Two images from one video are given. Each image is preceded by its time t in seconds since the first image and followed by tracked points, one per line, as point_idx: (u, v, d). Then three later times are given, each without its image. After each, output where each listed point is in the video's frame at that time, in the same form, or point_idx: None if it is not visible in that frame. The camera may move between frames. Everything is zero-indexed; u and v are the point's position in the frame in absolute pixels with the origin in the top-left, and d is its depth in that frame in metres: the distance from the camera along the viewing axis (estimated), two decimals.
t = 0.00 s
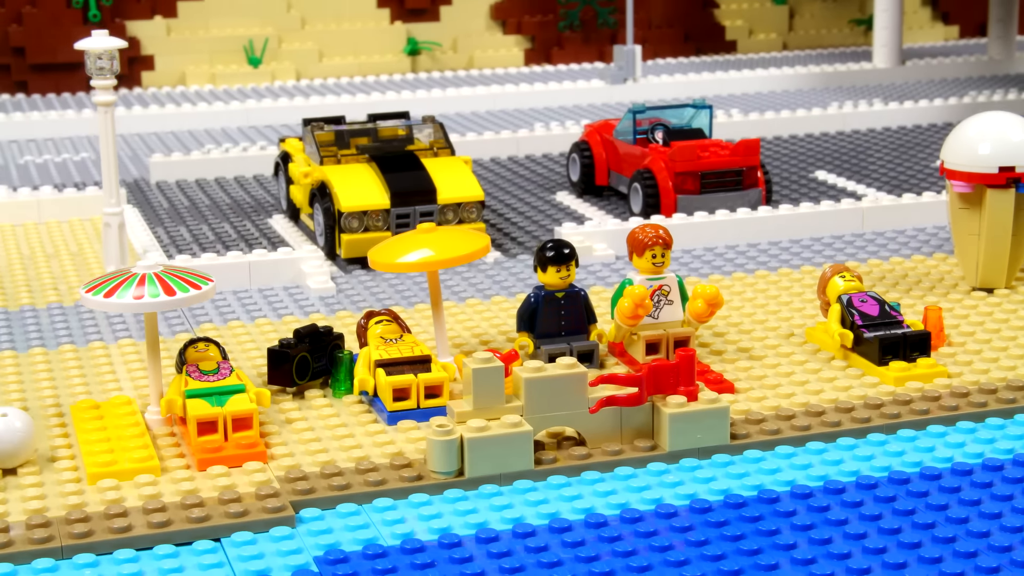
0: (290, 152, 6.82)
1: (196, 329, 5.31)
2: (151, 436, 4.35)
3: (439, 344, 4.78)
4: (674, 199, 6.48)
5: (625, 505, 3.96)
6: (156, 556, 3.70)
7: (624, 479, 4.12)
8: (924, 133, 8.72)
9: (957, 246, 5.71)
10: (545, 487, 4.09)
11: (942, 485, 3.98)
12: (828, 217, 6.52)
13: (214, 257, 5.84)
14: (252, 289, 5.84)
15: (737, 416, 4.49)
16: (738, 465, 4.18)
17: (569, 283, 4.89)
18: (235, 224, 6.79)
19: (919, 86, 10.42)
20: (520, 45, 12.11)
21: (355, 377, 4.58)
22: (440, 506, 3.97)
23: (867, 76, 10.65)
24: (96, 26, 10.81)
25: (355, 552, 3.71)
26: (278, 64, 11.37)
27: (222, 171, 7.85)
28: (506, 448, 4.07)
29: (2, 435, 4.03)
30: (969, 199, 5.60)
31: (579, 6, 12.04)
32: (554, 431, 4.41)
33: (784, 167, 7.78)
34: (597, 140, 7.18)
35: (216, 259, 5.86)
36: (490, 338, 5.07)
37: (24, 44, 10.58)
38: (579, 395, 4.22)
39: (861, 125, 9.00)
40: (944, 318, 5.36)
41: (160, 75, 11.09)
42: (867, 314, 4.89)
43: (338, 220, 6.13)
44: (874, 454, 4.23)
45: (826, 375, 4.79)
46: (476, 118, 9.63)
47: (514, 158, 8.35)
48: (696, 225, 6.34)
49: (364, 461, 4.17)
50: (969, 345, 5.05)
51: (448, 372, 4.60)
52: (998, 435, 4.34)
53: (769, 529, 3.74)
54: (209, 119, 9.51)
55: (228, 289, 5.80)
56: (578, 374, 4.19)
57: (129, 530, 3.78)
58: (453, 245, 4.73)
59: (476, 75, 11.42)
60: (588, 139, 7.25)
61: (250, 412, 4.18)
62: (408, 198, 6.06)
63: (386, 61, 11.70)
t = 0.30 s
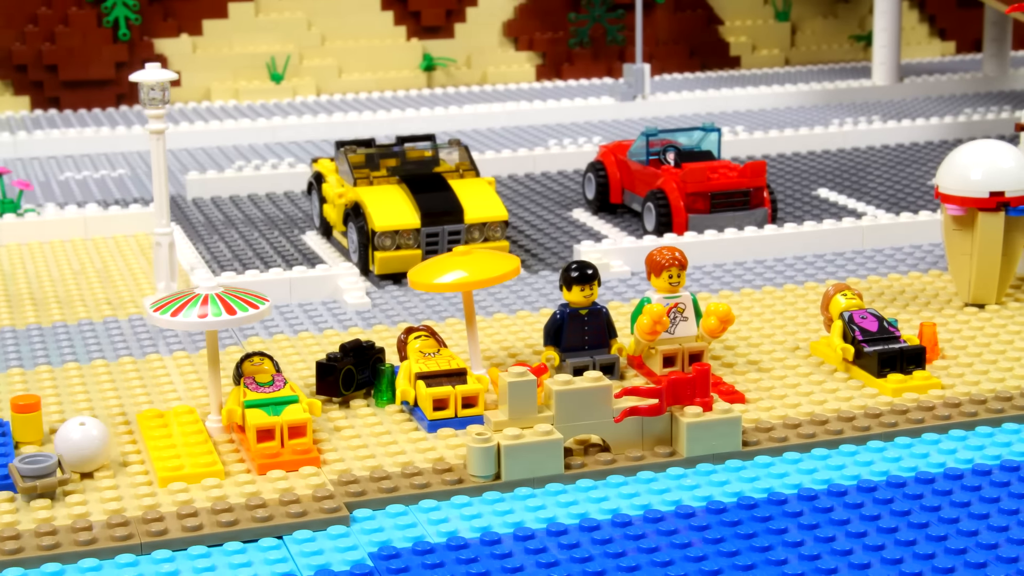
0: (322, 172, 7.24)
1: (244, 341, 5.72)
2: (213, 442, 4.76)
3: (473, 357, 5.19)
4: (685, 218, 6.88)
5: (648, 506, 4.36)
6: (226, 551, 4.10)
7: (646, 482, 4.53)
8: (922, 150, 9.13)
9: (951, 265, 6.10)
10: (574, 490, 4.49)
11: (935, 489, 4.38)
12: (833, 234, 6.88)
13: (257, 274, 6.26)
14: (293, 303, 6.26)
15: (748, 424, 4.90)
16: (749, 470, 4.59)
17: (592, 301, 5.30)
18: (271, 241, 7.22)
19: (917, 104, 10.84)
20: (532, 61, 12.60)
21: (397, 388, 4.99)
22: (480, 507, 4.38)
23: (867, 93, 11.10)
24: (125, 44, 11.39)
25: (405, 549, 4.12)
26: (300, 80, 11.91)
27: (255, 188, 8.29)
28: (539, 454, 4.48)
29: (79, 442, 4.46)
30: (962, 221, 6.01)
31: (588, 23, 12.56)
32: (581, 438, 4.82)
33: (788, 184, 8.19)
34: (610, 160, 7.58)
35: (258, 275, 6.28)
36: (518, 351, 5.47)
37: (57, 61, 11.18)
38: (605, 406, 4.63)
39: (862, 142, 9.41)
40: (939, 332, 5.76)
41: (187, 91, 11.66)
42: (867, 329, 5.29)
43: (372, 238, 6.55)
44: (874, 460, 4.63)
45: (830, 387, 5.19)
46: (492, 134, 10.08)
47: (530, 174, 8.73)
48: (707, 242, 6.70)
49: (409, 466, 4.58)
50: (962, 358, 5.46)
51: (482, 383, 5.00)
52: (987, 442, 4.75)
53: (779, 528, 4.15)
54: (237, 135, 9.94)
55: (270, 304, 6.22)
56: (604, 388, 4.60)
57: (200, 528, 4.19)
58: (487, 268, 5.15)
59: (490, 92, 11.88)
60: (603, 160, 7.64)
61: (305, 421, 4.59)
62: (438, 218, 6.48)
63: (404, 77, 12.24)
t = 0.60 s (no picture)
0: (348, 187, 7.59)
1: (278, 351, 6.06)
2: (257, 448, 5.10)
3: (498, 367, 5.51)
4: (695, 232, 7.21)
5: (664, 508, 4.69)
6: (276, 549, 4.44)
7: (662, 485, 4.86)
8: (920, 164, 9.47)
9: (948, 279, 6.43)
10: (595, 492, 4.82)
11: (932, 492, 4.71)
12: (837, 248, 7.19)
13: (288, 287, 6.60)
14: (323, 315, 6.59)
15: (757, 431, 5.23)
16: (759, 474, 4.92)
17: (609, 314, 5.62)
18: (299, 255, 7.56)
19: (917, 117, 11.17)
20: (541, 73, 12.94)
21: (427, 397, 5.32)
22: (509, 508, 4.71)
23: (868, 105, 11.43)
24: (148, 58, 11.73)
25: (441, 547, 4.45)
26: (316, 92, 12.26)
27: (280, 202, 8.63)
28: (562, 459, 4.82)
29: (135, 449, 4.80)
30: (959, 238, 6.34)
31: (596, 36, 12.90)
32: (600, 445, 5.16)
33: (792, 198, 8.52)
34: (623, 175, 7.90)
35: (290, 288, 6.62)
36: (539, 361, 5.80)
37: (81, 75, 11.55)
38: (623, 414, 4.97)
39: (863, 156, 9.73)
40: (936, 343, 6.09)
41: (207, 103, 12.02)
42: (868, 342, 5.62)
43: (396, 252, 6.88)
44: (874, 464, 4.96)
45: (833, 396, 5.52)
46: (505, 147, 10.42)
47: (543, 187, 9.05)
48: (716, 255, 7.03)
49: (441, 470, 4.91)
50: (958, 369, 5.79)
51: (508, 393, 5.33)
52: (980, 448, 5.08)
53: (786, 528, 4.48)
54: (257, 148, 10.27)
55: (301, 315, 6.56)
56: (622, 398, 4.95)
57: (251, 528, 4.52)
58: (511, 284, 5.49)
59: (501, 104, 12.21)
60: (615, 175, 7.97)
61: (344, 428, 4.93)
62: (459, 233, 6.81)
63: (416, 89, 12.55)
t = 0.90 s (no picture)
0: (376, 206, 8.02)
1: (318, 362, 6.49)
2: (306, 454, 5.53)
3: (526, 378, 5.94)
4: (706, 249, 7.63)
5: (683, 509, 5.12)
6: (329, 548, 4.87)
7: (680, 489, 5.29)
8: (919, 180, 9.89)
9: (944, 295, 6.85)
10: (619, 495, 5.25)
11: (928, 495, 5.14)
12: (840, 263, 7.62)
13: (325, 302, 7.03)
14: (357, 328, 7.03)
15: (767, 438, 5.66)
16: (768, 478, 5.35)
17: (628, 329, 6.04)
18: (331, 271, 7.98)
19: (916, 132, 11.60)
20: (552, 88, 13.38)
21: (462, 407, 5.75)
22: (540, 510, 5.14)
23: (869, 121, 11.87)
24: (174, 76, 12.19)
25: (480, 546, 4.88)
26: (336, 108, 12.73)
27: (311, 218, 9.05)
28: (589, 465, 5.24)
29: (196, 455, 5.24)
30: (954, 256, 6.77)
31: (606, 53, 13.33)
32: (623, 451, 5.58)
33: (797, 214, 8.94)
34: (636, 194, 8.31)
35: (327, 303, 7.05)
36: (563, 372, 6.23)
37: (111, 92, 12.02)
38: (644, 423, 5.40)
39: (865, 172, 10.16)
40: (933, 355, 6.51)
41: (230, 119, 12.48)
42: (870, 355, 6.04)
43: (425, 268, 7.32)
44: (875, 469, 5.39)
45: (837, 406, 5.95)
46: (521, 164, 10.86)
47: (559, 203, 9.47)
48: (726, 271, 7.45)
49: (477, 475, 5.34)
50: (953, 380, 6.21)
51: (536, 403, 5.76)
52: (974, 454, 5.50)
53: (795, 529, 4.90)
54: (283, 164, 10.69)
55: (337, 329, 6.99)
56: (643, 408, 5.37)
57: (306, 528, 4.95)
58: (538, 302, 5.91)
59: (514, 119, 12.65)
60: (628, 194, 8.38)
61: (387, 437, 5.36)
62: (485, 250, 7.24)
63: (432, 103, 13.02)
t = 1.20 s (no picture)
0: (393, 215, 8.25)
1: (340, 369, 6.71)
2: (333, 458, 5.75)
3: (543, 384, 6.16)
4: (714, 258, 7.87)
5: (696, 511, 5.34)
6: (358, 548, 5.09)
7: (693, 492, 5.51)
8: (922, 189, 10.11)
9: (947, 304, 7.07)
10: (633, 498, 5.47)
11: (931, 497, 5.36)
12: (846, 272, 7.84)
13: (346, 310, 7.26)
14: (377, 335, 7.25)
15: (775, 443, 5.88)
16: (777, 482, 5.57)
17: (641, 338, 6.25)
18: (349, 278, 8.21)
19: (918, 140, 11.81)
20: (560, 95, 13.61)
21: (482, 412, 5.97)
22: (559, 511, 5.36)
23: (872, 129, 12.09)
24: (189, 84, 12.38)
25: (502, 546, 5.10)
26: (347, 115, 12.95)
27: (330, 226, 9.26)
28: (605, 468, 5.47)
29: (229, 459, 5.46)
30: (956, 266, 6.99)
31: (613, 61, 13.54)
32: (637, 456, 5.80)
33: (803, 222, 9.17)
34: (646, 204, 8.53)
35: (347, 311, 7.28)
36: (578, 378, 6.45)
37: (127, 100, 12.21)
38: (658, 429, 5.62)
39: (869, 180, 10.37)
40: (936, 362, 6.74)
41: (244, 126, 12.69)
42: (874, 362, 6.28)
43: (442, 277, 7.55)
44: (880, 473, 5.61)
45: (843, 412, 6.17)
46: (530, 171, 11.07)
47: (569, 212, 9.68)
48: (735, 280, 7.68)
49: (498, 478, 5.56)
50: (955, 387, 6.44)
51: (553, 409, 5.97)
52: (974, 458, 5.72)
53: (803, 530, 5.12)
54: (299, 171, 10.91)
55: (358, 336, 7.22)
56: (656, 414, 5.60)
57: (335, 529, 5.18)
58: (553, 312, 6.13)
59: (523, 126, 12.86)
60: (638, 203, 8.60)
61: (411, 441, 5.58)
62: (501, 258, 7.47)
63: (443, 111, 13.25)
